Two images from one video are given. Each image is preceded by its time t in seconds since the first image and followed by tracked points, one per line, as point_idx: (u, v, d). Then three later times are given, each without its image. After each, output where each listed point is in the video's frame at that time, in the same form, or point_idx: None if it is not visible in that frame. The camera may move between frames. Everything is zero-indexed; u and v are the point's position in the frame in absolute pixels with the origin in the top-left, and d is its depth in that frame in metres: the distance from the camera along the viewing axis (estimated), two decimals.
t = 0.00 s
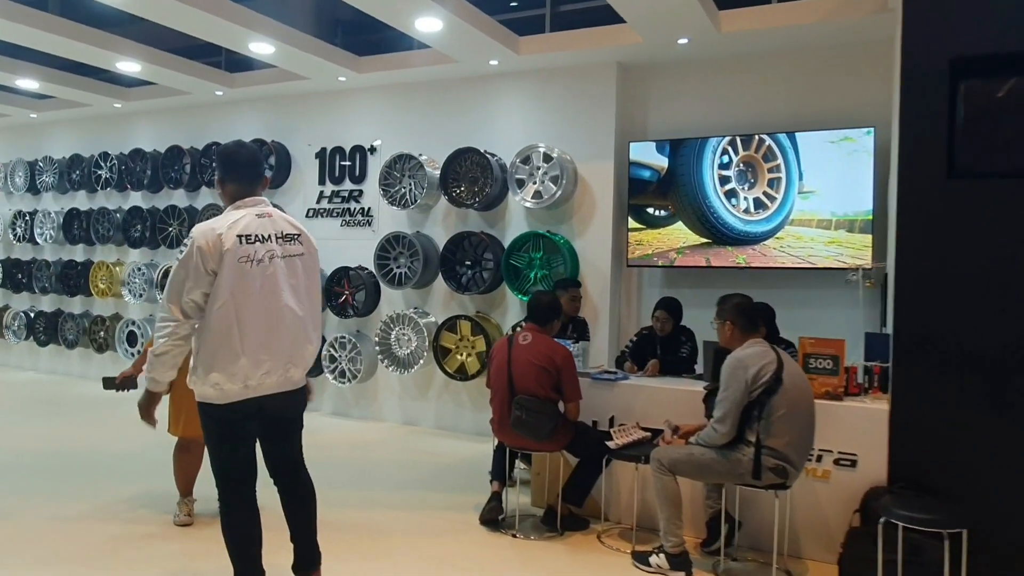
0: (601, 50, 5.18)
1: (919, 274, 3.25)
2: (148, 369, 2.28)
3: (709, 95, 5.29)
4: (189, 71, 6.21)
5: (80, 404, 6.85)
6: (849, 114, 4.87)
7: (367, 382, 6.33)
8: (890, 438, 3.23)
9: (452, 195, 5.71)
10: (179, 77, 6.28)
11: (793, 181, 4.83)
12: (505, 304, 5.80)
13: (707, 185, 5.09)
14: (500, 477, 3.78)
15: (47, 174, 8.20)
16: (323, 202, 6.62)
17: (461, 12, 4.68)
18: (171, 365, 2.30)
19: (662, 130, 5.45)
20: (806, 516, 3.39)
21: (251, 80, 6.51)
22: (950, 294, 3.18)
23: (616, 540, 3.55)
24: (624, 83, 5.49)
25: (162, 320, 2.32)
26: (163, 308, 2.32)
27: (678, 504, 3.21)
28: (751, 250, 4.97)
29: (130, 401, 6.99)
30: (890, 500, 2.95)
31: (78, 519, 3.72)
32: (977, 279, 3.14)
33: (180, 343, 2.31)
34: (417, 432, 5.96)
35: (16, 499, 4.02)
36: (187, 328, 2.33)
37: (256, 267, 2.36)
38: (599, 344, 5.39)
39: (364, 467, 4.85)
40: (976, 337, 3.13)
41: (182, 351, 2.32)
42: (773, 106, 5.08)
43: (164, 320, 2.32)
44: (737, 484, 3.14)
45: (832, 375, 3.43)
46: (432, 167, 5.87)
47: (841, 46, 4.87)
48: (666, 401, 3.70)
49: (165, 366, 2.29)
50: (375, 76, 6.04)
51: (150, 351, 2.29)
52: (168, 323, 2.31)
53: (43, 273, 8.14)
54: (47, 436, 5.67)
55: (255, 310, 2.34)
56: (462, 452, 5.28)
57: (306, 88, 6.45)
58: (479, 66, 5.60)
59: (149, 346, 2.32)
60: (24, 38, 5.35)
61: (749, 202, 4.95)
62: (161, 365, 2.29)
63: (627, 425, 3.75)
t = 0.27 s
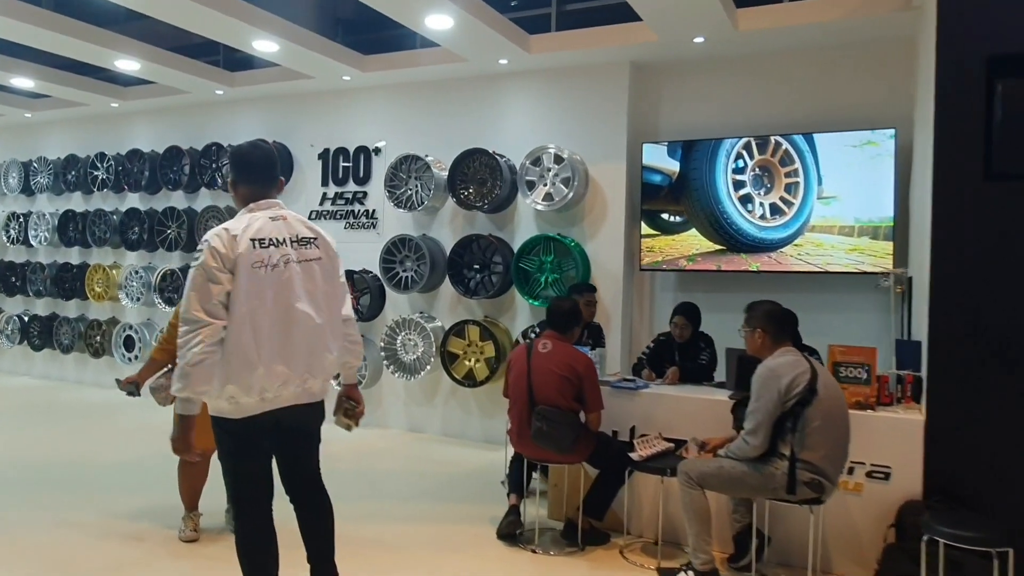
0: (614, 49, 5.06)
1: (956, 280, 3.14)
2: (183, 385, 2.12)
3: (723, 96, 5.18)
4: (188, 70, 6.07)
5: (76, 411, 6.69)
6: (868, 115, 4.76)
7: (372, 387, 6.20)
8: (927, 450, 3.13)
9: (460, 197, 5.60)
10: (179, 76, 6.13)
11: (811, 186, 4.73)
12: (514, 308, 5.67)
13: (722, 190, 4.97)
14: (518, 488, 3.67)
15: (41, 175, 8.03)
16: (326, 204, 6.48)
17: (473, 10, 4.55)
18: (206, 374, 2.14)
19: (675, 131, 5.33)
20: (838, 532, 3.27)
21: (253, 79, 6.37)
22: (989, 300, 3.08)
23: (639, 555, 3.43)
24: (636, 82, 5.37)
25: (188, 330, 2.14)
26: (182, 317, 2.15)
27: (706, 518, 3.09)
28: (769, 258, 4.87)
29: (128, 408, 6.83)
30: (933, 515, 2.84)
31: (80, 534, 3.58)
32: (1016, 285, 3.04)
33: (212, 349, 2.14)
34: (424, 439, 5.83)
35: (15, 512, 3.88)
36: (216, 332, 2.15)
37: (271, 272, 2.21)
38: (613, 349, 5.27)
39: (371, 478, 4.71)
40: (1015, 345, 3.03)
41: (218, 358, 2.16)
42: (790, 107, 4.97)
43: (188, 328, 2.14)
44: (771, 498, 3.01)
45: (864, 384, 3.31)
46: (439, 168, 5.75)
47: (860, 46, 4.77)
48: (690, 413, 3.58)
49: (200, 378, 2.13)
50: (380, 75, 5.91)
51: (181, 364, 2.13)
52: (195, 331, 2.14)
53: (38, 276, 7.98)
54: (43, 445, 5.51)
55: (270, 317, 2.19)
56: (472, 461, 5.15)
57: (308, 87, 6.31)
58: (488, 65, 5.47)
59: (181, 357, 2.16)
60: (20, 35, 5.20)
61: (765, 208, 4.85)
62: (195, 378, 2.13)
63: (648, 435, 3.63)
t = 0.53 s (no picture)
0: (625, 50, 4.97)
1: (987, 288, 3.06)
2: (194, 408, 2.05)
3: (736, 98, 5.09)
4: (188, 70, 5.94)
5: (73, 419, 6.54)
6: (885, 118, 4.70)
7: (375, 394, 6.08)
8: (959, 462, 3.04)
9: (467, 201, 5.47)
10: (178, 76, 6.00)
11: (828, 194, 4.64)
12: (521, 314, 5.57)
13: (734, 197, 4.88)
14: (534, 503, 3.54)
15: (36, 177, 7.88)
16: (328, 207, 6.36)
17: (483, 9, 4.45)
18: (219, 399, 2.06)
19: (687, 134, 5.24)
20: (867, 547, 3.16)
21: (254, 79, 6.24)
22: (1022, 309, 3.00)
23: (661, 570, 3.32)
24: (646, 84, 5.28)
25: (204, 349, 2.07)
26: (199, 335, 2.07)
27: (734, 534, 2.99)
28: (784, 264, 4.78)
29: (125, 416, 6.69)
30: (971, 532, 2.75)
31: (80, 551, 3.45)
32: None
33: (226, 372, 2.07)
34: (429, 447, 5.72)
35: (11, 528, 3.74)
36: (233, 354, 2.08)
37: (296, 284, 2.12)
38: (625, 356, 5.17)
39: (379, 489, 4.59)
40: None
41: (239, 377, 2.09)
42: (805, 110, 4.90)
43: (204, 349, 2.07)
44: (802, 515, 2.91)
45: (893, 395, 3.23)
46: (445, 171, 5.64)
47: (876, 48, 4.70)
48: (711, 424, 3.48)
49: (213, 401, 2.06)
50: (384, 76, 5.80)
51: (194, 386, 2.06)
52: (211, 352, 2.06)
53: (31, 279, 7.82)
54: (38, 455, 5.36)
55: (295, 331, 2.10)
56: (480, 470, 5.04)
57: (311, 88, 6.19)
58: (496, 66, 5.37)
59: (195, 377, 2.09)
60: (15, 34, 5.06)
61: (779, 215, 4.76)
62: (208, 400, 2.06)
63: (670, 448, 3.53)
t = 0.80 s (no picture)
0: (637, 48, 4.87)
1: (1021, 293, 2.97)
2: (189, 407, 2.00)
3: (749, 98, 5.01)
4: (186, 67, 5.80)
5: (67, 425, 6.39)
6: (901, 118, 4.63)
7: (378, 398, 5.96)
8: (993, 472, 2.94)
9: (472, 200, 5.38)
10: (176, 73, 5.87)
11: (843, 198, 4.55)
12: (528, 317, 5.46)
13: (745, 200, 4.79)
14: (549, 514, 3.44)
15: (29, 176, 7.72)
16: (329, 208, 6.23)
17: (493, 5, 4.33)
18: (215, 406, 2.00)
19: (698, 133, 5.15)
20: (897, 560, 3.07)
21: (253, 77, 6.11)
22: None
23: None
24: (656, 83, 5.18)
25: (210, 353, 2.00)
26: (209, 340, 2.00)
27: (761, 547, 2.89)
28: (800, 268, 4.68)
29: (121, 421, 6.55)
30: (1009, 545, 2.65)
31: (78, 565, 3.32)
32: None
33: (227, 382, 2.00)
34: (434, 453, 5.60)
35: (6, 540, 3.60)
36: (236, 365, 2.01)
37: (319, 290, 2.04)
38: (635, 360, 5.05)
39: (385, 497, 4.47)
40: None
41: (255, 389, 2.00)
42: (819, 110, 4.83)
43: (211, 355, 2.00)
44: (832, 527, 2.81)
45: (923, 402, 3.13)
46: (451, 171, 5.53)
47: (893, 47, 4.63)
48: (733, 432, 3.38)
49: (209, 405, 2.00)
50: (388, 74, 5.68)
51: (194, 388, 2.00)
52: (214, 358, 1.99)
53: (24, 281, 7.67)
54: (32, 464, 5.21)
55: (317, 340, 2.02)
56: (487, 477, 4.93)
57: (312, 86, 6.06)
58: (503, 63, 5.25)
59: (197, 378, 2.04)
60: (8, 29, 4.91)
61: (792, 219, 4.68)
62: (205, 404, 2.00)
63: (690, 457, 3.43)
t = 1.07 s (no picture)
0: (649, 48, 4.76)
1: None
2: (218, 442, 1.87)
3: (763, 100, 4.91)
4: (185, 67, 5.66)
5: (61, 435, 6.25)
6: (919, 121, 4.54)
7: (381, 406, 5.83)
8: None
9: (478, 204, 5.24)
10: (174, 73, 5.73)
11: (859, 206, 4.46)
12: (536, 324, 5.34)
13: (756, 207, 4.69)
14: (567, 530, 3.32)
15: (21, 178, 7.56)
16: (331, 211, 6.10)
17: (503, 4, 4.22)
18: (245, 436, 1.88)
19: (711, 136, 5.05)
20: None
21: (253, 78, 5.98)
22: None
23: None
24: (667, 84, 5.08)
25: (234, 377, 1.90)
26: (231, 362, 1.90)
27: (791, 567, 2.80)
28: (816, 277, 4.57)
29: (117, 430, 6.41)
30: None
31: None
32: None
33: (256, 406, 1.88)
34: (439, 462, 5.47)
35: None
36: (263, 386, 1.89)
37: (341, 306, 1.93)
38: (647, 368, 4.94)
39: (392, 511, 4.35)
40: None
41: (274, 411, 1.89)
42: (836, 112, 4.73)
43: (236, 378, 1.89)
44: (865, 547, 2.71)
45: (955, 414, 3.03)
46: (456, 174, 5.42)
47: (910, 49, 4.54)
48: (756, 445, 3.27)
49: (239, 437, 1.87)
50: (392, 75, 5.55)
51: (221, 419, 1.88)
52: (239, 381, 1.88)
53: (16, 285, 7.50)
54: (26, 477, 5.07)
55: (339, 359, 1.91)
56: (496, 488, 4.81)
57: (313, 86, 5.93)
58: (510, 64, 5.14)
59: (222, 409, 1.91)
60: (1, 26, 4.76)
61: (806, 227, 4.58)
62: (234, 436, 1.87)
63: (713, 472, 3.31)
